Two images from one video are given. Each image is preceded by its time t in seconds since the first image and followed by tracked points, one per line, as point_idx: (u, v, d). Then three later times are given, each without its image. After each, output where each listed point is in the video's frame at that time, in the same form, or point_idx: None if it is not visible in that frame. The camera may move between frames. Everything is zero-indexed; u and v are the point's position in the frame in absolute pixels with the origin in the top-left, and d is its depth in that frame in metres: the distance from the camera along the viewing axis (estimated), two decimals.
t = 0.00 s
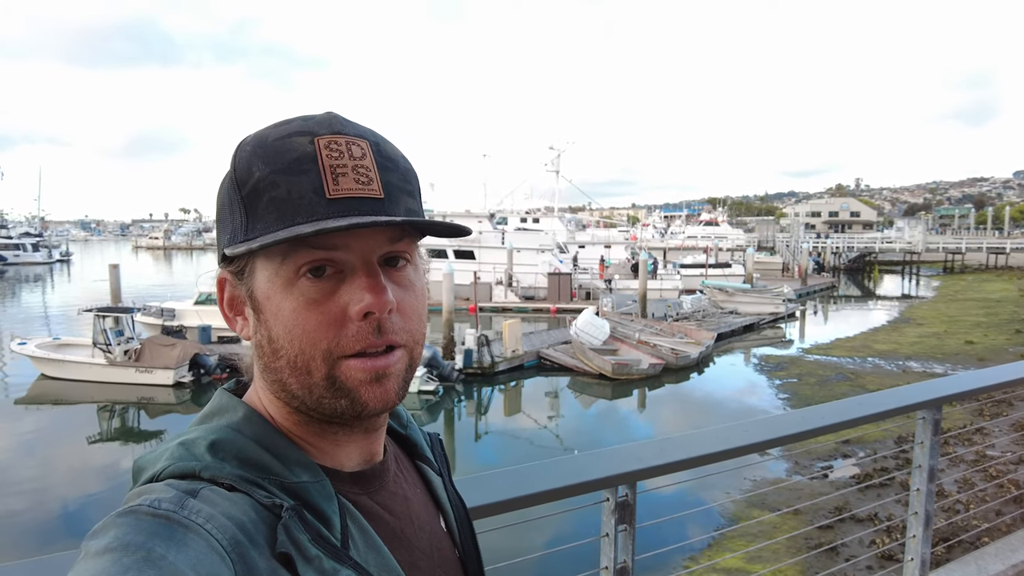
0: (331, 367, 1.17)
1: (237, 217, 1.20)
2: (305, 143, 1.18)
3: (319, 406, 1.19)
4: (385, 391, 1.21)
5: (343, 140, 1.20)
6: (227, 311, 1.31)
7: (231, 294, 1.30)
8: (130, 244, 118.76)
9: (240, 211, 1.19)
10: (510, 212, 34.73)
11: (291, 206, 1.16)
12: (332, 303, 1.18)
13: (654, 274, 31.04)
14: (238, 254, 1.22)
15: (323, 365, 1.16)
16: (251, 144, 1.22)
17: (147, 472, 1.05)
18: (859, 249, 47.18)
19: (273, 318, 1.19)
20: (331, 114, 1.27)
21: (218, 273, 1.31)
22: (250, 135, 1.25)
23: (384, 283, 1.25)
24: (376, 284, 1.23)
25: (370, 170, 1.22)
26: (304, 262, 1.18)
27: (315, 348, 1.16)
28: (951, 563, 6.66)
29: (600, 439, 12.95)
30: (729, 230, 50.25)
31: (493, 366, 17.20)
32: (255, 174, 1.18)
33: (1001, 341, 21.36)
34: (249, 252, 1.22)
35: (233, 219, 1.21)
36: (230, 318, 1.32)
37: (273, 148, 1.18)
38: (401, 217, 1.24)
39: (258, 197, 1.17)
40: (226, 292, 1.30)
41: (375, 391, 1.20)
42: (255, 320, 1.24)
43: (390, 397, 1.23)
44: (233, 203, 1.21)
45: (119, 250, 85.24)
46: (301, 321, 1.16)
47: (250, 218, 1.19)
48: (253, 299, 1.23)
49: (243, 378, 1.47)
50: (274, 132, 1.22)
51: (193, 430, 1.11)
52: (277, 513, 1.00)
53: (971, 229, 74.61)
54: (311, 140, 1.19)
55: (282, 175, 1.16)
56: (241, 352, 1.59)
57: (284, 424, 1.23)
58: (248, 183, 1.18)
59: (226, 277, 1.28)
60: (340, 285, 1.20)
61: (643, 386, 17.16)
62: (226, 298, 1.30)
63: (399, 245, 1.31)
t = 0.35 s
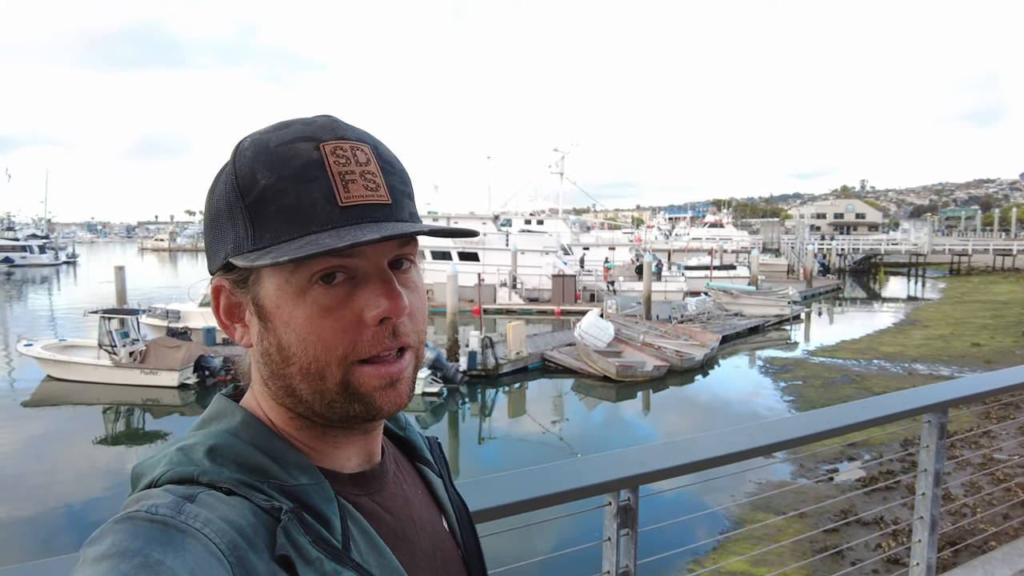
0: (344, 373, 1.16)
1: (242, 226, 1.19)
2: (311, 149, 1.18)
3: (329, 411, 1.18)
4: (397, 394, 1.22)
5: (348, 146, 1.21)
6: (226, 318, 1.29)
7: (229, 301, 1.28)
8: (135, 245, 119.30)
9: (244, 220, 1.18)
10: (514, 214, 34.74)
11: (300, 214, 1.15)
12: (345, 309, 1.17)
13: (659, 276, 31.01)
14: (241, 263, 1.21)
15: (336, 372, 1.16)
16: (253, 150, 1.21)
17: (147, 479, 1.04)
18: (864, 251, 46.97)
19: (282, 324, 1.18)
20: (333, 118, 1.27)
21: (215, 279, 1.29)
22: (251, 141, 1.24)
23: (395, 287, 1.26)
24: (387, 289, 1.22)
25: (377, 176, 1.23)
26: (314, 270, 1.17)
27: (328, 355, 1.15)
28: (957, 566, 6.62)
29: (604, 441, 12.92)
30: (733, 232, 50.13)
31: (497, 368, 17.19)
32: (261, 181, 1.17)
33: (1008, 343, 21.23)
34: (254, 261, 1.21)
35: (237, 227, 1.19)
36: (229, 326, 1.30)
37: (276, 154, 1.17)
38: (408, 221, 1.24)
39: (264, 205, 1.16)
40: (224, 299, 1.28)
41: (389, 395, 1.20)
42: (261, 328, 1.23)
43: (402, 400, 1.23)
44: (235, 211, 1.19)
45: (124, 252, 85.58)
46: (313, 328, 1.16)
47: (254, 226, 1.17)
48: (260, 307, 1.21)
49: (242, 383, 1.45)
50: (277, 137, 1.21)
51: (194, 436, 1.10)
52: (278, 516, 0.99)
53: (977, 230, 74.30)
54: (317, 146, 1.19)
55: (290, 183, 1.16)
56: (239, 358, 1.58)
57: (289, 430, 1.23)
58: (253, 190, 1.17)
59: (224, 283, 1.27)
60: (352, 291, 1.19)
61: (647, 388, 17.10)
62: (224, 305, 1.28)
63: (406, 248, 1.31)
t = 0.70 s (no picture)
0: (350, 375, 1.17)
1: (249, 227, 1.20)
2: (317, 153, 1.19)
3: (335, 412, 1.19)
4: (402, 396, 1.23)
5: (354, 149, 1.22)
6: (238, 319, 1.31)
7: (241, 302, 1.29)
8: (141, 247, 119.86)
9: (252, 221, 1.19)
10: (518, 215, 34.76)
11: (305, 216, 1.16)
12: (350, 311, 1.18)
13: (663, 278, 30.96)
14: (251, 265, 1.22)
15: (342, 373, 1.17)
16: (260, 153, 1.22)
17: (161, 478, 1.05)
18: (870, 253, 46.77)
19: (289, 326, 1.19)
20: (340, 121, 1.28)
21: (228, 282, 1.31)
22: (260, 144, 1.26)
23: (401, 290, 1.26)
24: (393, 291, 1.23)
25: (382, 179, 1.23)
26: (319, 272, 1.18)
27: (334, 356, 1.16)
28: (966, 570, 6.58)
29: (609, 444, 12.89)
30: (739, 233, 50.01)
31: (501, 369, 17.19)
32: (268, 183, 1.18)
33: (1016, 345, 21.12)
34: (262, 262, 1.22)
35: (245, 228, 1.21)
36: (241, 327, 1.31)
37: (283, 157, 1.18)
38: (413, 224, 1.25)
39: (271, 208, 1.18)
40: (237, 301, 1.30)
41: (393, 397, 1.21)
42: (269, 329, 1.24)
43: (408, 401, 1.24)
44: (244, 213, 1.21)
45: (130, 253, 85.88)
46: (319, 329, 1.17)
47: (262, 228, 1.19)
48: (268, 308, 1.23)
49: (254, 384, 1.47)
50: (284, 141, 1.22)
51: (207, 437, 1.12)
52: (290, 518, 1.00)
53: (983, 232, 74.07)
54: (323, 149, 1.20)
55: (295, 185, 1.17)
56: (251, 359, 1.60)
57: (298, 431, 1.24)
58: (260, 193, 1.19)
59: (236, 285, 1.28)
60: (357, 292, 1.20)
61: (652, 390, 17.07)
62: (237, 307, 1.30)
63: (412, 251, 1.32)
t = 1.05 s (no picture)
0: (356, 378, 1.17)
1: (257, 232, 1.21)
2: (324, 157, 1.19)
3: (341, 416, 1.20)
4: (408, 401, 1.23)
5: (361, 154, 1.22)
6: (245, 323, 1.32)
7: (249, 306, 1.30)
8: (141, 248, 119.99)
9: (259, 225, 1.20)
10: (519, 216, 34.77)
11: (312, 220, 1.17)
12: (356, 314, 1.19)
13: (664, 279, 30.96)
14: (257, 267, 1.23)
15: (348, 376, 1.17)
16: (269, 157, 1.23)
17: (167, 481, 1.06)
18: (871, 254, 46.73)
19: (295, 329, 1.19)
20: (349, 126, 1.29)
21: (235, 284, 1.32)
22: (268, 148, 1.26)
23: (406, 293, 1.27)
24: (398, 295, 1.24)
25: (389, 183, 1.23)
26: (325, 275, 1.19)
27: (340, 359, 1.17)
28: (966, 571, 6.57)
29: (609, 445, 12.89)
30: (739, 234, 50.01)
31: (501, 370, 17.19)
32: (275, 188, 1.19)
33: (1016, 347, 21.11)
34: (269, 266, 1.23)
35: (253, 232, 1.21)
36: (248, 329, 1.32)
37: (291, 161, 1.19)
38: (419, 227, 1.25)
39: (278, 211, 1.18)
40: (244, 304, 1.31)
41: (399, 402, 1.21)
42: (275, 332, 1.24)
43: (413, 407, 1.24)
44: (251, 217, 1.22)
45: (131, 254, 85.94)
46: (325, 332, 1.17)
47: (269, 231, 1.19)
48: (275, 311, 1.23)
49: (259, 387, 1.47)
50: (292, 145, 1.23)
51: (213, 441, 1.12)
52: (295, 524, 1.01)
53: (984, 233, 73.88)
54: (331, 153, 1.20)
55: (302, 190, 1.17)
56: (258, 362, 1.60)
57: (303, 434, 1.25)
58: (268, 196, 1.19)
59: (243, 288, 1.29)
60: (363, 296, 1.21)
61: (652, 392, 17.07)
62: (244, 310, 1.31)
63: (419, 255, 1.32)
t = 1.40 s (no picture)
0: (355, 372, 1.17)
1: (258, 226, 1.20)
2: (324, 150, 1.19)
3: (341, 412, 1.19)
4: (408, 396, 1.23)
5: (361, 147, 1.22)
6: (247, 319, 1.31)
7: (250, 303, 1.30)
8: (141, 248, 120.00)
9: (260, 219, 1.20)
10: (518, 216, 34.77)
11: (312, 213, 1.16)
12: (356, 307, 1.19)
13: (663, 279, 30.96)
14: (258, 262, 1.23)
15: (347, 369, 1.17)
16: (270, 151, 1.23)
17: (167, 478, 1.06)
18: (870, 254, 46.73)
19: (295, 323, 1.19)
20: (348, 121, 1.29)
21: (237, 281, 1.32)
22: (269, 144, 1.26)
23: (406, 287, 1.27)
24: (398, 287, 1.23)
25: (388, 176, 1.23)
26: (325, 269, 1.19)
27: (340, 352, 1.16)
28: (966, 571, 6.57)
29: (608, 445, 12.89)
30: (738, 234, 50.00)
31: (501, 370, 17.19)
32: (275, 181, 1.18)
33: (1015, 347, 21.12)
34: (270, 262, 1.23)
35: (254, 227, 1.21)
36: (249, 326, 1.32)
37: (292, 156, 1.19)
38: (418, 219, 1.25)
39: (278, 204, 1.18)
40: (246, 300, 1.31)
41: (399, 397, 1.21)
42: (276, 326, 1.24)
43: (413, 403, 1.24)
44: (252, 211, 1.21)
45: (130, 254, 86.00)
46: (325, 324, 1.17)
47: (270, 225, 1.19)
48: (275, 306, 1.23)
49: (260, 385, 1.47)
50: (293, 140, 1.23)
51: (213, 439, 1.12)
52: (294, 522, 1.00)
53: (983, 233, 73.60)
54: (330, 147, 1.20)
55: (303, 182, 1.17)
56: (258, 361, 1.60)
57: (303, 431, 1.24)
58: (269, 191, 1.19)
59: (244, 285, 1.29)
60: (362, 289, 1.21)
61: (652, 392, 17.08)
62: (246, 307, 1.30)
63: (418, 249, 1.32)
